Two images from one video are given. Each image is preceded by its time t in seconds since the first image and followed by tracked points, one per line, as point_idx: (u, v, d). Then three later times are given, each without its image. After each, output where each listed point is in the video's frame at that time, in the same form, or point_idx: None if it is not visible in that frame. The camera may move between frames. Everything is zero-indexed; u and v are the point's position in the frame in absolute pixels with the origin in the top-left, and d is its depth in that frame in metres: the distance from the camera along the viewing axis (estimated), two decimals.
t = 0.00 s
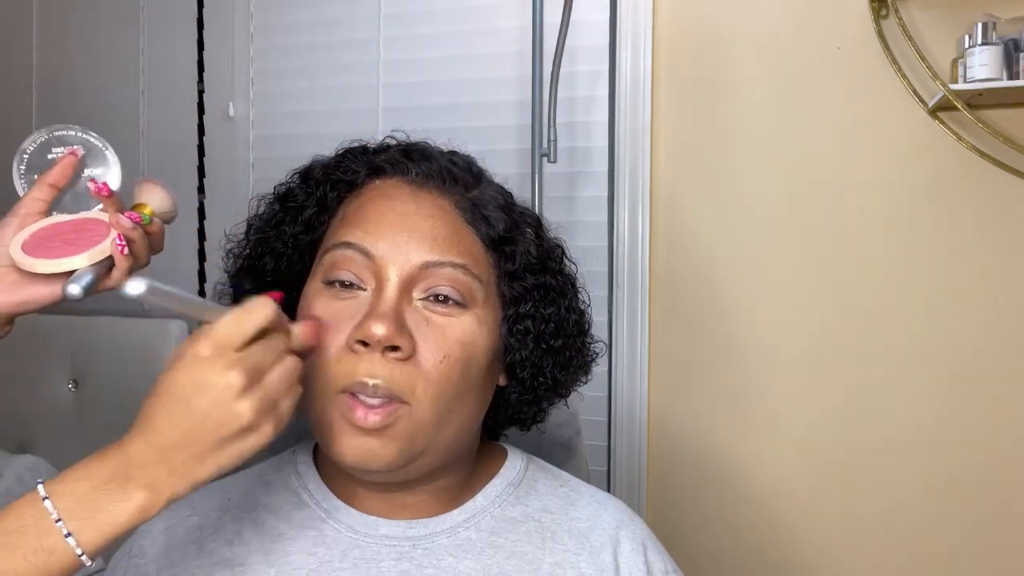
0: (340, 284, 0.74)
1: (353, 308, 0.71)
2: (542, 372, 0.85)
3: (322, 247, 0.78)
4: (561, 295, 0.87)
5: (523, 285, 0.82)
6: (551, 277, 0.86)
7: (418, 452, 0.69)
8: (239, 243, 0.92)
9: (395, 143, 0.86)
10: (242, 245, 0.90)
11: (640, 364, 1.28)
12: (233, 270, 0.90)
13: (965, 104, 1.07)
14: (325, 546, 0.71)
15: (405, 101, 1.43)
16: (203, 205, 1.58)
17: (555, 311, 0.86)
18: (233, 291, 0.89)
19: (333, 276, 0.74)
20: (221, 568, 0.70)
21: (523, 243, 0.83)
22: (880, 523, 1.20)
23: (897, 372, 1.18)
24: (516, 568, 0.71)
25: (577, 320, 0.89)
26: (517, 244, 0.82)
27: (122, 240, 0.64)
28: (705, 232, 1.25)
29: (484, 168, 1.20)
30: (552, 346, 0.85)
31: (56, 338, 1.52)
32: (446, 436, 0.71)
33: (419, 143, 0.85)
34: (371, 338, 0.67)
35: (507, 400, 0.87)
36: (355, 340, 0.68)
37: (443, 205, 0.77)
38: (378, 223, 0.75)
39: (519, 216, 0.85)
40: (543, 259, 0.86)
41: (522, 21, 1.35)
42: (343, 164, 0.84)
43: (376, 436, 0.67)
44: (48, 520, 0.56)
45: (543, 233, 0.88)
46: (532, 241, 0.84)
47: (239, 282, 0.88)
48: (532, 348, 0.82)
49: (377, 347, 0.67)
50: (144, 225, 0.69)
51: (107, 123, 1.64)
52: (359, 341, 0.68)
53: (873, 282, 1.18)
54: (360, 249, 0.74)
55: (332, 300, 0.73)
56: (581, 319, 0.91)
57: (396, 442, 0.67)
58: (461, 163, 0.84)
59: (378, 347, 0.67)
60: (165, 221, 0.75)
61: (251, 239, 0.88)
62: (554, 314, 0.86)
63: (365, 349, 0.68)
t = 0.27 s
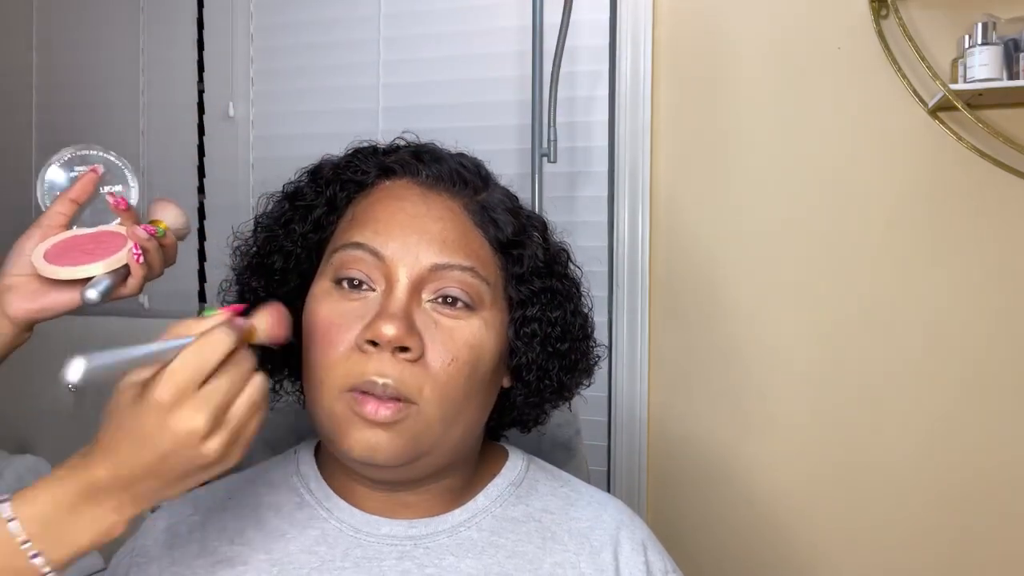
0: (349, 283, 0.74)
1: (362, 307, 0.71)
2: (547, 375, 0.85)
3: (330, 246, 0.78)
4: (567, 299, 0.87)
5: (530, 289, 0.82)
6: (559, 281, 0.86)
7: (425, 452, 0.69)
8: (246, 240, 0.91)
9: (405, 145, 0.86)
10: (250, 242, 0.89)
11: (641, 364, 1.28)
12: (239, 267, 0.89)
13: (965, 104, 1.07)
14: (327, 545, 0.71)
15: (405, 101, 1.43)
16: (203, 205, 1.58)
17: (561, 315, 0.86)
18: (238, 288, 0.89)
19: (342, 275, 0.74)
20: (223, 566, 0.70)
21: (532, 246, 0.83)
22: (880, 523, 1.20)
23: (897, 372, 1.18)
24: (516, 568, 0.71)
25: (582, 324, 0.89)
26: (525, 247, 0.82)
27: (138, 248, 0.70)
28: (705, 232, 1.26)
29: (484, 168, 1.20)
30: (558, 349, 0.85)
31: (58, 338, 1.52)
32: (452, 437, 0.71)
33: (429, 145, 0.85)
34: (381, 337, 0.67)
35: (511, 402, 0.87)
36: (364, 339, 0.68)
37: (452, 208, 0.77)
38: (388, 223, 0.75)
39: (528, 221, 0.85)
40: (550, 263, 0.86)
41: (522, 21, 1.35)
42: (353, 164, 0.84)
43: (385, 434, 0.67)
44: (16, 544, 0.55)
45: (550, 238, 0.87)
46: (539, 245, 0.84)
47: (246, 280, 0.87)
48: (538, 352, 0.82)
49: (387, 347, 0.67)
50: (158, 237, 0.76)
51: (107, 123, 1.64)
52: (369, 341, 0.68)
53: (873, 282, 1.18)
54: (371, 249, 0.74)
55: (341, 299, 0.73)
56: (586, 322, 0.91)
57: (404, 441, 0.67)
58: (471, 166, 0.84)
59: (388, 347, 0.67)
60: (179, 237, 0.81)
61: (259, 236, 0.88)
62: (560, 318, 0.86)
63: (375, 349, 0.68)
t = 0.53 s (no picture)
0: (344, 288, 0.74)
1: (358, 313, 0.72)
2: (546, 377, 0.84)
3: (326, 249, 0.78)
4: (565, 301, 0.86)
5: (529, 291, 0.80)
6: (559, 282, 0.85)
7: (423, 456, 0.70)
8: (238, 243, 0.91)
9: (400, 144, 0.85)
10: (243, 245, 0.89)
11: (640, 365, 1.28)
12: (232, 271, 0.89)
13: (965, 104, 1.07)
14: (325, 546, 0.71)
15: (405, 101, 1.42)
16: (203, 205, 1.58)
17: (560, 316, 0.85)
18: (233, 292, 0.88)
19: (337, 280, 0.75)
20: (221, 567, 0.70)
21: (530, 247, 0.81)
22: (881, 523, 1.20)
23: (897, 372, 1.18)
24: (515, 568, 0.71)
25: (582, 323, 0.88)
26: (524, 249, 0.81)
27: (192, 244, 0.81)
28: (704, 232, 1.25)
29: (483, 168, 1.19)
30: (556, 351, 0.85)
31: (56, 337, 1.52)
32: (451, 442, 0.71)
33: (424, 144, 0.84)
34: (376, 345, 0.68)
35: (510, 403, 0.86)
36: (360, 347, 0.68)
37: (447, 209, 0.76)
38: (382, 227, 0.74)
39: (527, 221, 0.83)
40: (549, 264, 0.84)
41: (522, 21, 1.35)
42: (347, 166, 0.82)
43: (382, 441, 0.68)
44: None
45: (548, 238, 0.86)
46: (538, 246, 0.82)
47: (239, 284, 0.87)
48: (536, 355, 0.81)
49: (383, 354, 0.68)
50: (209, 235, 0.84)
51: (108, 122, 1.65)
52: (364, 349, 0.68)
53: (873, 282, 1.18)
54: (366, 254, 0.74)
55: (337, 304, 0.73)
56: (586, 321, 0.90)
57: (402, 447, 0.68)
58: (466, 165, 0.82)
59: (384, 354, 0.68)
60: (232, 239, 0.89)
61: (253, 240, 0.87)
62: (560, 320, 0.85)
63: (371, 356, 0.68)
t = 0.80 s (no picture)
0: (332, 295, 0.74)
1: (346, 322, 0.71)
2: (541, 377, 0.84)
3: (313, 255, 0.77)
4: (558, 300, 0.85)
5: (519, 291, 0.79)
6: (550, 281, 0.84)
7: (416, 463, 0.70)
8: (227, 250, 0.91)
9: (385, 145, 0.84)
10: (232, 254, 0.89)
11: (640, 365, 1.28)
12: (223, 279, 0.89)
13: (965, 104, 1.07)
14: (324, 547, 0.71)
15: (406, 101, 1.42)
16: (203, 205, 1.58)
17: (552, 315, 0.84)
18: (225, 299, 0.88)
19: (324, 288, 0.74)
20: (220, 569, 0.70)
21: (519, 247, 0.80)
22: (881, 523, 1.20)
23: (898, 372, 1.18)
24: (514, 569, 0.71)
25: (576, 321, 0.87)
26: (513, 249, 0.80)
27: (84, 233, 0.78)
28: (704, 232, 1.25)
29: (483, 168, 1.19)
30: (550, 351, 0.84)
31: (57, 337, 1.52)
32: (444, 448, 0.71)
33: (409, 145, 0.83)
34: (363, 356, 0.67)
35: (506, 404, 0.86)
36: (347, 357, 0.68)
37: (433, 212, 0.75)
38: (368, 233, 0.74)
39: (516, 220, 0.82)
40: (540, 263, 0.83)
41: (522, 22, 1.35)
42: (331, 171, 0.82)
43: (373, 450, 0.68)
44: None
45: (540, 234, 0.85)
46: (527, 246, 0.81)
47: (230, 291, 0.87)
48: (530, 356, 0.80)
49: (370, 364, 0.67)
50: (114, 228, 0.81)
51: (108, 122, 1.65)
52: (352, 359, 0.68)
53: (873, 282, 1.18)
54: (352, 261, 0.73)
55: (325, 312, 0.73)
56: (580, 318, 0.89)
57: (394, 455, 0.68)
58: (452, 164, 0.81)
59: (372, 364, 0.67)
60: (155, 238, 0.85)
61: (241, 248, 0.87)
62: (552, 319, 0.84)
63: (359, 366, 0.68)
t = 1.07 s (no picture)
0: (322, 295, 0.74)
1: (334, 322, 0.71)
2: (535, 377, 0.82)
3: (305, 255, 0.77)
4: (552, 299, 0.83)
5: (511, 290, 0.78)
6: (544, 279, 0.82)
7: (404, 463, 0.69)
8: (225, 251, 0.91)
9: (376, 145, 0.83)
10: (229, 254, 0.89)
11: (640, 365, 1.28)
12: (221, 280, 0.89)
13: (965, 104, 1.07)
14: (324, 548, 0.71)
15: (406, 101, 1.42)
16: (203, 205, 1.58)
17: (545, 314, 0.82)
18: (223, 300, 0.88)
19: (314, 288, 0.74)
20: (220, 570, 0.70)
21: (509, 245, 0.79)
22: (881, 523, 1.20)
23: (898, 373, 1.18)
24: (514, 571, 0.71)
25: (572, 319, 0.86)
26: (503, 248, 0.78)
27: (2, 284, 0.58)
28: (704, 232, 1.25)
29: (482, 168, 1.19)
30: (545, 350, 0.82)
31: (57, 338, 1.53)
32: (433, 448, 0.70)
33: (401, 144, 0.82)
34: (347, 356, 0.67)
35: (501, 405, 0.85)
36: (333, 357, 0.68)
37: (422, 210, 0.74)
38: (357, 232, 0.73)
39: (507, 217, 0.81)
40: (532, 261, 0.81)
41: (522, 22, 1.35)
42: (323, 170, 0.81)
43: (360, 450, 0.67)
44: None
45: (535, 233, 0.83)
46: (519, 244, 0.80)
47: (228, 293, 0.87)
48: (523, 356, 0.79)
49: (355, 364, 0.67)
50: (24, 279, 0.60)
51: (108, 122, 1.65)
52: (336, 358, 0.68)
53: (873, 282, 1.18)
54: (339, 260, 0.73)
55: (315, 312, 0.73)
56: (577, 315, 0.87)
57: (379, 454, 0.68)
58: (444, 163, 0.80)
59: (356, 363, 0.67)
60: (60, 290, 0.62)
61: (237, 248, 0.87)
62: (546, 318, 0.82)
63: (344, 366, 0.68)
